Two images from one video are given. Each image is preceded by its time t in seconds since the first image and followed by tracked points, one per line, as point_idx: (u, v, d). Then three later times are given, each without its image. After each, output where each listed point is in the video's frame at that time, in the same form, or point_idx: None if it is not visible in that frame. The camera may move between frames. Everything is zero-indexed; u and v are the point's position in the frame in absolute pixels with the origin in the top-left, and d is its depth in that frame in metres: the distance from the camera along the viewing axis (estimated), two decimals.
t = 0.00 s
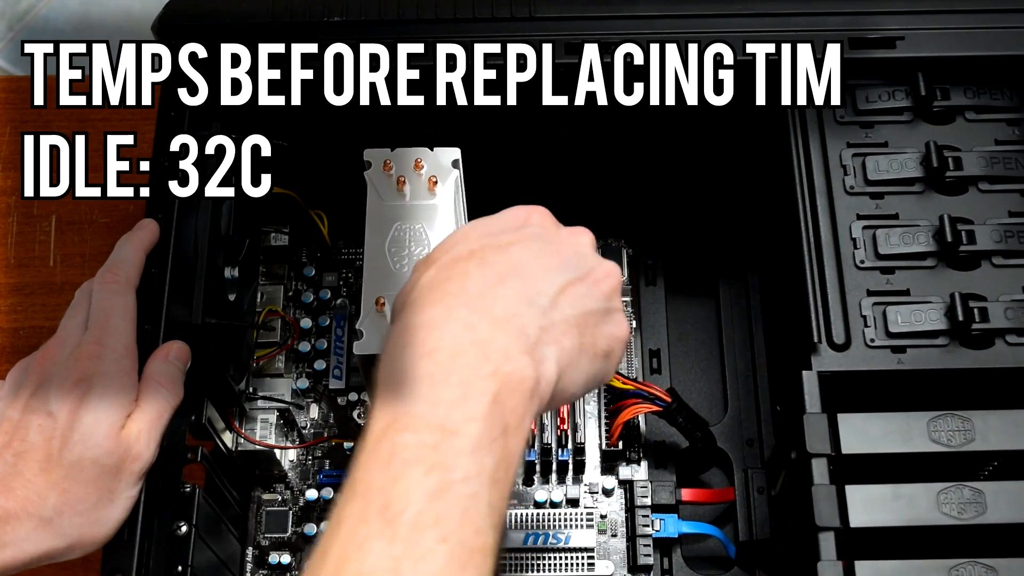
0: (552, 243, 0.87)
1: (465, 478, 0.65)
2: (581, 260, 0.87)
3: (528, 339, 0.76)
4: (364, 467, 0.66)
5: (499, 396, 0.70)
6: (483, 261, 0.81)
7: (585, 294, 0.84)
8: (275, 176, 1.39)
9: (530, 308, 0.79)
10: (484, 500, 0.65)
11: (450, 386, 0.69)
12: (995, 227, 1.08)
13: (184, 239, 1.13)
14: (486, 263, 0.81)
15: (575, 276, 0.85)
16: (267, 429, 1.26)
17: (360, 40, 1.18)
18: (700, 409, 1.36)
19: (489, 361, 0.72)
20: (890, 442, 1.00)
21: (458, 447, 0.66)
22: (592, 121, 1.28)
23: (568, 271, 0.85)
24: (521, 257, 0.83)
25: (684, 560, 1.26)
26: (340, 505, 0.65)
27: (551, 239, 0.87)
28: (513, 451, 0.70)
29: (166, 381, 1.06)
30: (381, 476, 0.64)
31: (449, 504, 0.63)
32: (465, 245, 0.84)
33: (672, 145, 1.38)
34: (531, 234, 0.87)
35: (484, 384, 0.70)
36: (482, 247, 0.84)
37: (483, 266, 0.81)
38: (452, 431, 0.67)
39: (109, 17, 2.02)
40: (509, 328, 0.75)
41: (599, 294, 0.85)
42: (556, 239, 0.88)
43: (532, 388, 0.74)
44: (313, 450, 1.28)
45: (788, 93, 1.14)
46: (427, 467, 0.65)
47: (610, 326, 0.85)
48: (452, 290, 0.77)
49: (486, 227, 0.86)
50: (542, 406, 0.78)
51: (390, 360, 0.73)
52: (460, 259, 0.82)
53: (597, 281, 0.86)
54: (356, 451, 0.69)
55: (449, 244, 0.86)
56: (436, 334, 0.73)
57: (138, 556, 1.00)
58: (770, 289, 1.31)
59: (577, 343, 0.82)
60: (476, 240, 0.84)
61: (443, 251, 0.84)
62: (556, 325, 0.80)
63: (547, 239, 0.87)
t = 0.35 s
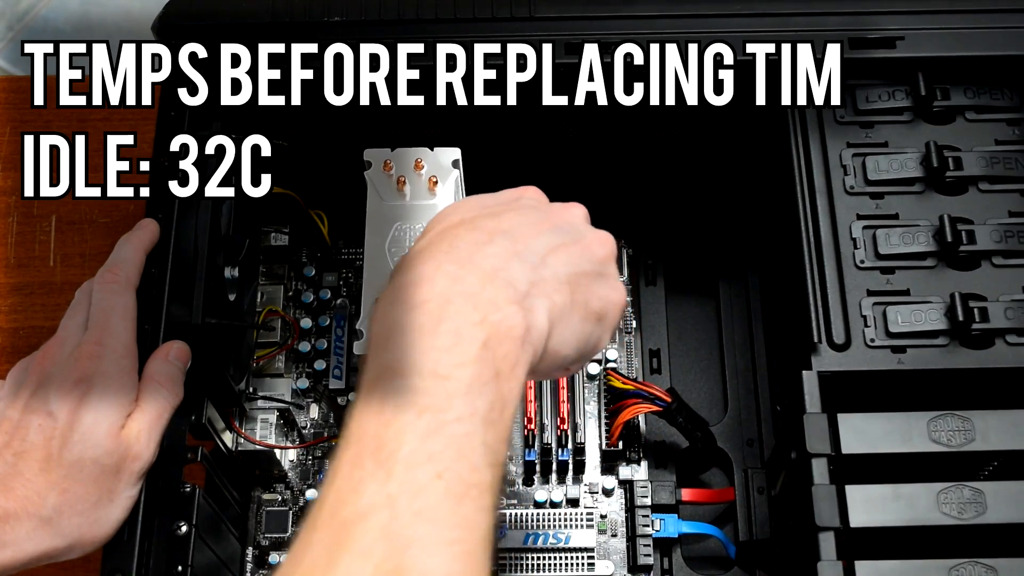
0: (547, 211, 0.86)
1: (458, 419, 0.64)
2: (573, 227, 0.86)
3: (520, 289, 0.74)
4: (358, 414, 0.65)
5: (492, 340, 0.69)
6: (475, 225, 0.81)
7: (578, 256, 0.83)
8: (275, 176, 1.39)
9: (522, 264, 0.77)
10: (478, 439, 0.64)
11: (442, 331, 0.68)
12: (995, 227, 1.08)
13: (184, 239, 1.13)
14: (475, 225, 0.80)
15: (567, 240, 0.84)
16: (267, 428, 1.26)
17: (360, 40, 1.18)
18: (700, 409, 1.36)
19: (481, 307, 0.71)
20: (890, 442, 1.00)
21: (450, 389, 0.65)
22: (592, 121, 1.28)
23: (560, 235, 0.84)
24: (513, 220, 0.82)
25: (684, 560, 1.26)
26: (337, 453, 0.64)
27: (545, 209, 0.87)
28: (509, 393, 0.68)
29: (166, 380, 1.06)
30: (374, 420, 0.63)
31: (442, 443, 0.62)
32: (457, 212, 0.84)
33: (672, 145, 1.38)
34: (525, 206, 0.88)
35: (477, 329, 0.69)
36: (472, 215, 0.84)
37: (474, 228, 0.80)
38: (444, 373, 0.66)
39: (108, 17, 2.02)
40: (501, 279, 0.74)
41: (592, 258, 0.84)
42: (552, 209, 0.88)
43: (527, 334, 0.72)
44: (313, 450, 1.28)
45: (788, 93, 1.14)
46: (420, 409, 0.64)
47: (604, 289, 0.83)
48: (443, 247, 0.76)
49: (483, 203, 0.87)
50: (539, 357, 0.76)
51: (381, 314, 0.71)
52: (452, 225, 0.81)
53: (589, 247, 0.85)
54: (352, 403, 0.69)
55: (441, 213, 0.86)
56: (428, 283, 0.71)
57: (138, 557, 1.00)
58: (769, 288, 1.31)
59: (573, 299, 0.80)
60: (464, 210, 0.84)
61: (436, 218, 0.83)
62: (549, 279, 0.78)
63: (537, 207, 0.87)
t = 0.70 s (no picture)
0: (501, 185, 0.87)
1: (463, 387, 0.64)
2: (538, 198, 0.89)
3: (512, 259, 0.76)
4: (361, 393, 0.65)
5: (491, 306, 0.69)
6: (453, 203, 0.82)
7: (553, 224, 0.86)
8: (275, 176, 1.39)
9: (507, 236, 0.79)
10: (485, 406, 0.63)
11: (439, 302, 0.68)
12: (995, 227, 1.08)
13: (184, 239, 1.13)
14: (454, 204, 0.82)
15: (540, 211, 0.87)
16: (267, 428, 1.25)
17: (359, 40, 1.18)
18: (700, 409, 1.36)
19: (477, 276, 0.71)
20: (889, 442, 1.00)
21: (453, 358, 0.65)
22: (592, 121, 1.28)
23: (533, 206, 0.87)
24: (487, 195, 0.84)
25: (684, 560, 1.26)
26: (343, 435, 0.64)
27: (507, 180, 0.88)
28: (513, 358, 0.68)
29: (166, 381, 1.06)
30: (379, 394, 0.63)
31: (447, 412, 0.62)
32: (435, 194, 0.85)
33: (672, 145, 1.38)
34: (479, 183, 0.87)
35: (474, 298, 0.69)
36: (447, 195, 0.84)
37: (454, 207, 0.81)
38: (446, 342, 0.65)
39: (108, 17, 2.02)
40: (491, 250, 0.75)
41: (566, 226, 0.88)
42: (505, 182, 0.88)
43: (527, 299, 0.72)
44: (313, 450, 1.28)
45: (788, 93, 1.14)
46: (423, 380, 0.63)
47: (582, 251, 0.87)
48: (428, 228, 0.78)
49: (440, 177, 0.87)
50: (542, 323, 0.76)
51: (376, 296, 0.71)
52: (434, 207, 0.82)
53: (558, 216, 0.88)
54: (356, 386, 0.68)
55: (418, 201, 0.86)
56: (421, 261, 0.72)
57: (138, 557, 1.00)
58: (769, 288, 1.31)
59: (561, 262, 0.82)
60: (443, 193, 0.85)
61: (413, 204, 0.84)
62: (534, 246, 0.81)
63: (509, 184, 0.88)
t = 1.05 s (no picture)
0: (498, 199, 0.89)
1: (439, 410, 0.65)
2: (535, 211, 0.90)
3: (494, 280, 0.77)
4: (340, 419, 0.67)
5: (468, 329, 0.70)
6: (438, 223, 0.83)
7: (545, 238, 0.87)
8: (275, 176, 1.39)
9: (492, 255, 0.80)
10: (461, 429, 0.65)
11: (417, 328, 0.70)
12: (995, 227, 1.08)
13: (184, 239, 1.13)
14: (439, 224, 0.83)
15: (527, 225, 0.87)
16: (267, 429, 1.26)
17: (359, 40, 1.18)
18: (701, 409, 1.36)
19: (457, 300, 0.73)
20: (889, 442, 1.00)
21: (429, 383, 0.66)
22: (592, 121, 1.28)
23: (519, 223, 0.87)
24: (473, 212, 0.85)
25: (684, 560, 1.26)
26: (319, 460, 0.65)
27: (493, 196, 0.89)
28: (492, 379, 0.69)
29: (166, 380, 1.06)
30: (355, 420, 0.65)
31: (422, 437, 0.63)
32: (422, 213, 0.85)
33: (672, 145, 1.38)
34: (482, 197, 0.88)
35: (452, 322, 0.70)
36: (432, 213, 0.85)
37: (439, 227, 0.82)
38: (421, 368, 0.67)
39: (108, 16, 2.02)
40: (472, 271, 0.76)
41: (556, 234, 0.88)
42: (506, 198, 0.90)
43: (506, 320, 0.73)
44: (313, 450, 1.28)
45: (788, 93, 1.14)
46: (398, 406, 0.64)
47: (573, 257, 0.86)
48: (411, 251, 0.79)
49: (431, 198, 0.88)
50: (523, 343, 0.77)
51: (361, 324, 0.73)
52: (423, 227, 0.83)
53: (547, 228, 0.88)
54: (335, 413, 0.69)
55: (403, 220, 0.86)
56: (400, 285, 0.74)
57: (138, 557, 1.00)
58: (770, 288, 1.31)
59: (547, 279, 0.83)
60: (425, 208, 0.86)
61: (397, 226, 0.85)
62: (519, 263, 0.81)
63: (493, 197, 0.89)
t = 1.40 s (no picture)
0: (551, 235, 0.86)
1: (501, 450, 0.66)
2: (579, 249, 0.87)
3: (558, 327, 0.78)
4: (399, 435, 0.68)
5: (535, 375, 0.72)
6: (505, 256, 0.83)
7: (599, 285, 0.86)
8: (275, 177, 1.39)
9: (555, 294, 0.81)
10: (520, 472, 0.65)
11: (486, 364, 0.71)
12: (995, 227, 1.08)
13: (185, 240, 1.13)
14: (505, 251, 0.84)
15: (583, 267, 0.85)
16: (267, 429, 1.26)
17: (359, 40, 1.18)
18: (701, 410, 1.36)
19: (524, 343, 0.74)
20: (889, 442, 1.00)
21: (493, 423, 0.67)
22: (593, 121, 1.28)
23: (578, 263, 0.85)
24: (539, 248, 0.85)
25: (684, 560, 1.26)
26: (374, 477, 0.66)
27: (547, 230, 0.87)
28: (549, 429, 0.70)
29: (167, 381, 1.06)
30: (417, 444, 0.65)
31: (483, 474, 0.64)
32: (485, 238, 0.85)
33: (673, 146, 1.38)
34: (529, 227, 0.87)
35: (520, 365, 0.72)
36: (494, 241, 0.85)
37: (506, 260, 0.82)
38: (487, 406, 0.68)
39: (109, 16, 2.02)
40: (539, 313, 0.77)
41: (610, 286, 0.87)
42: (553, 228, 0.87)
43: (567, 368, 0.75)
44: (313, 450, 1.28)
45: (788, 93, 1.14)
46: (462, 439, 0.65)
47: (626, 311, 0.88)
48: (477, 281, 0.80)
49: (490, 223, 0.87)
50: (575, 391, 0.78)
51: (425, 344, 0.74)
52: (480, 253, 0.84)
53: (601, 272, 0.87)
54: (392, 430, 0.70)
55: (451, 235, 0.87)
56: (470, 319, 0.75)
57: (138, 556, 0.99)
58: (769, 289, 1.31)
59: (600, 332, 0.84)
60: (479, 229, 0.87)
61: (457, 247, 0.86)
62: (581, 311, 0.82)
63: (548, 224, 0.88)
